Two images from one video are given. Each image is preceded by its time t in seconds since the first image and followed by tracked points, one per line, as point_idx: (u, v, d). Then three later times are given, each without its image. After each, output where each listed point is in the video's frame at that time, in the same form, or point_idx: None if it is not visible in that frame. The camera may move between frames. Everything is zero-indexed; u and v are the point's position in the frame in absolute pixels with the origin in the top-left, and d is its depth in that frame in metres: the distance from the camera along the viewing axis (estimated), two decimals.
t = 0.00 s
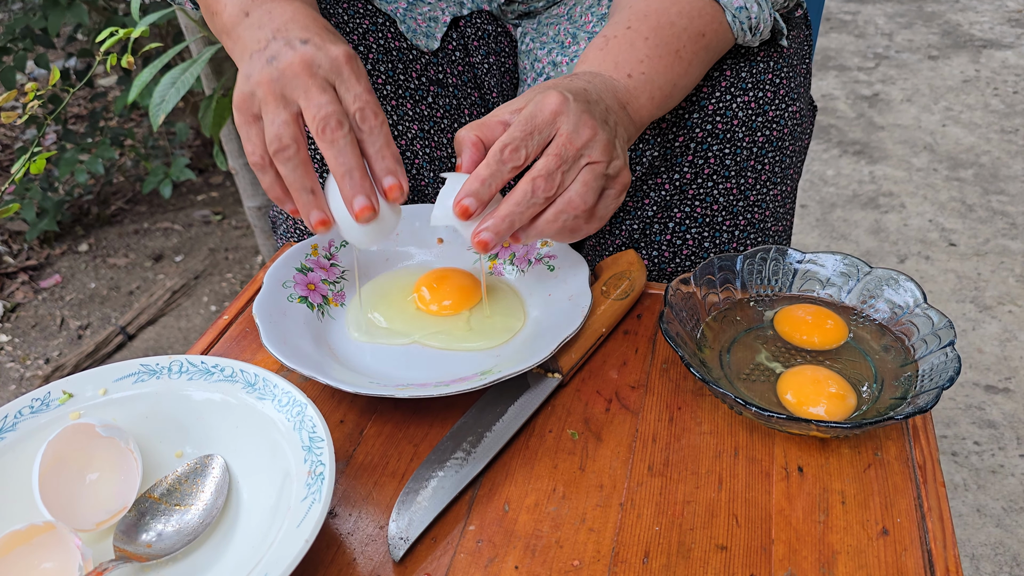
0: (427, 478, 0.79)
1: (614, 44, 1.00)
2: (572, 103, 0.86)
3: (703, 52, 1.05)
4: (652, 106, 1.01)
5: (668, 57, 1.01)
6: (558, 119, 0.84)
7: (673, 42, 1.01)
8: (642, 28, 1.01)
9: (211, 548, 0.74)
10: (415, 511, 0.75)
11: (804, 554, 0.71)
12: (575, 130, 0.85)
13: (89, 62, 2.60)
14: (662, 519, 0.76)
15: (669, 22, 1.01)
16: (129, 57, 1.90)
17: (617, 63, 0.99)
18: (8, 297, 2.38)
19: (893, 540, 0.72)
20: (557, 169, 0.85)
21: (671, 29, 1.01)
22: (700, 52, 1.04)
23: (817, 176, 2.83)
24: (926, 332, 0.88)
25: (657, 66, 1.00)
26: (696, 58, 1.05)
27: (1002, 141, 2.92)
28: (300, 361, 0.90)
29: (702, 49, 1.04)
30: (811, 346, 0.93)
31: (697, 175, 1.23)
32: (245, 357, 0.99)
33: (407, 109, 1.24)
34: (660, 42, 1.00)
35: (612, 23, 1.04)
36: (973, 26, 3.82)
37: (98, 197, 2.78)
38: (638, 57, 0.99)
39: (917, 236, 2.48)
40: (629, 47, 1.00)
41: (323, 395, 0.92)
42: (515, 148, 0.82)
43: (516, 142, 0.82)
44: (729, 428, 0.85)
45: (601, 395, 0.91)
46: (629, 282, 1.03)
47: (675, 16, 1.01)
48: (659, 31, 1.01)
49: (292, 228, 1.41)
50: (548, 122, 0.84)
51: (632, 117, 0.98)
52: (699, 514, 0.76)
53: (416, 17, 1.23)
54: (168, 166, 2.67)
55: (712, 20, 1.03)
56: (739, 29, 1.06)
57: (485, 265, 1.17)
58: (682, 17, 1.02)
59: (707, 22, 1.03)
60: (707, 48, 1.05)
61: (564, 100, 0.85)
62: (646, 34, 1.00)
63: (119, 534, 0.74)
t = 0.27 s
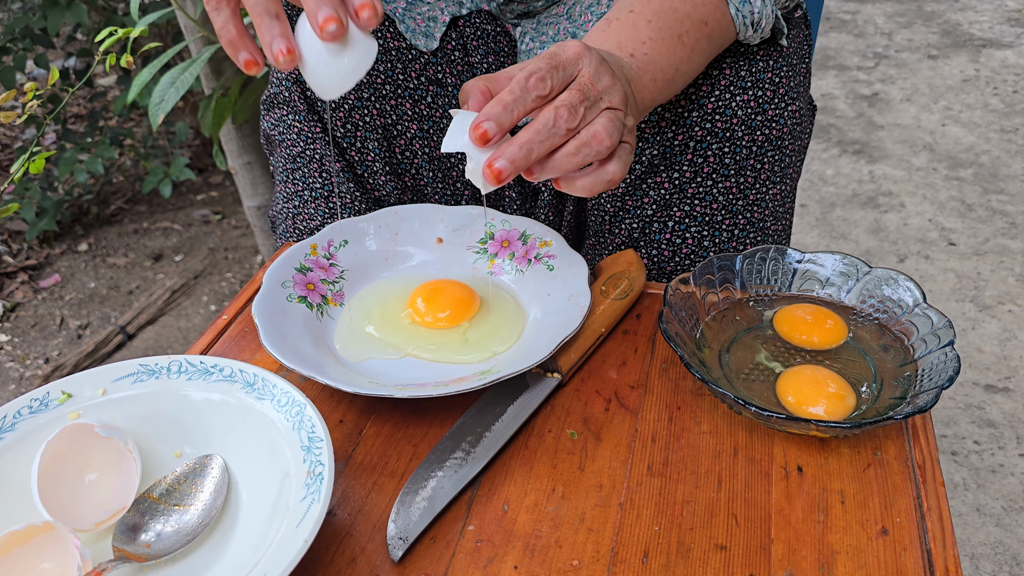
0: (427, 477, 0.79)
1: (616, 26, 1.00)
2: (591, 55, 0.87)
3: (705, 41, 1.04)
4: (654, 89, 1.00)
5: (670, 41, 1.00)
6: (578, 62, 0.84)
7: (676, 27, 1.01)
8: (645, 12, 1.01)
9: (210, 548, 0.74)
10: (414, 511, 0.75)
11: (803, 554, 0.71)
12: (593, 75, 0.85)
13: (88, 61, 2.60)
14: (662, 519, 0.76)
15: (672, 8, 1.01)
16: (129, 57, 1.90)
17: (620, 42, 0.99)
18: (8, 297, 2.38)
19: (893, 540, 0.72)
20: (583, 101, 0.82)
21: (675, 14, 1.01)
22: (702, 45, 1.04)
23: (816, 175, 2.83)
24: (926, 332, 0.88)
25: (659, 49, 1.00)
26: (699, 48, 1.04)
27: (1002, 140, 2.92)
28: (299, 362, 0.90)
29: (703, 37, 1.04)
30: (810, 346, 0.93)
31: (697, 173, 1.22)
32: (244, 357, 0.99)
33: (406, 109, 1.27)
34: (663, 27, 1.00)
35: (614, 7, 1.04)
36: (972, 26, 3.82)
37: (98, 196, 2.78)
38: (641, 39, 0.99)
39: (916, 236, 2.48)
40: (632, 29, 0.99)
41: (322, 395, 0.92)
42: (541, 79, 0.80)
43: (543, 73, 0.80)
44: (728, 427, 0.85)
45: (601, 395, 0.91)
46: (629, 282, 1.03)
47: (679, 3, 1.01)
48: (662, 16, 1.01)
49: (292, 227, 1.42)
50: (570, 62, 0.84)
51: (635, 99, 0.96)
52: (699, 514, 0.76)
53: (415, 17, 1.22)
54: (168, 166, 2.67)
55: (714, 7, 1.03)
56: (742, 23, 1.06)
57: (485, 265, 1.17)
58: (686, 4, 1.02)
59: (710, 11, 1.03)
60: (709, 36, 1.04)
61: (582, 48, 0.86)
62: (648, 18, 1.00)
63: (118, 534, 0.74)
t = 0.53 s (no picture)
0: (426, 475, 0.78)
1: (643, 40, 0.97)
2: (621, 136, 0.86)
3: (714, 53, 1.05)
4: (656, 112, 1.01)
5: (684, 67, 1.01)
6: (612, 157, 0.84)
7: (690, 48, 1.01)
8: (669, 28, 0.99)
9: (210, 546, 0.74)
10: (414, 509, 0.75)
11: (804, 551, 0.71)
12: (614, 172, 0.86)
13: (87, 60, 2.59)
14: (662, 517, 0.75)
15: (690, 25, 1.01)
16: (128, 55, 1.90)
17: (643, 65, 0.96)
18: (7, 296, 2.38)
19: (894, 537, 0.72)
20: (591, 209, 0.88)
21: (692, 31, 1.01)
22: (710, 57, 1.05)
23: (816, 174, 2.83)
24: (926, 330, 0.88)
25: (674, 76, 1.00)
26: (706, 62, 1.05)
27: (1002, 138, 2.92)
28: (299, 359, 0.90)
29: (712, 53, 1.05)
30: (811, 343, 0.93)
31: (696, 170, 1.22)
32: (243, 355, 0.98)
33: (406, 107, 1.27)
34: (682, 48, 1.00)
35: (636, 12, 1.00)
36: (972, 24, 3.82)
37: (97, 195, 2.78)
38: (661, 64, 0.98)
39: (916, 234, 2.48)
40: (655, 49, 0.98)
41: (322, 393, 0.92)
42: (579, 175, 0.80)
43: (584, 168, 0.80)
44: (728, 425, 0.85)
45: (601, 392, 0.90)
46: (629, 280, 1.02)
47: (695, 16, 1.01)
48: (682, 34, 1.00)
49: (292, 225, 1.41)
50: (604, 151, 0.83)
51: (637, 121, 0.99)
52: (699, 511, 0.76)
53: (414, 14, 1.22)
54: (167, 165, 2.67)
55: (724, 21, 1.03)
56: (744, 28, 1.05)
57: (485, 263, 1.17)
58: (702, 19, 1.01)
59: (719, 25, 1.03)
60: (717, 50, 1.05)
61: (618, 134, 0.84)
62: (671, 39, 0.99)
63: (117, 533, 0.74)
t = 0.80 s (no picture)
0: (426, 474, 0.78)
1: (636, 40, 0.97)
2: (583, 138, 0.85)
3: (704, 56, 1.05)
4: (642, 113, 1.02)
5: (674, 68, 1.01)
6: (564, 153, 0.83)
7: (682, 50, 1.01)
8: (662, 28, 0.99)
9: (209, 545, 0.74)
10: (413, 508, 0.75)
11: (804, 550, 0.71)
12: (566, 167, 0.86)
13: (87, 59, 2.59)
14: (662, 515, 0.75)
15: (684, 24, 1.00)
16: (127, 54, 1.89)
17: (634, 66, 0.96)
18: (7, 295, 2.37)
19: (894, 536, 0.72)
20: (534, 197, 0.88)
21: (684, 32, 1.01)
22: (700, 58, 1.05)
23: (816, 172, 2.83)
24: (926, 329, 0.88)
25: (663, 78, 1.00)
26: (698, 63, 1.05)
27: (1001, 137, 2.92)
28: (298, 358, 0.90)
29: (703, 53, 1.05)
30: (810, 342, 0.93)
31: (694, 169, 1.22)
32: (242, 354, 0.98)
33: (405, 106, 1.27)
34: (673, 49, 1.00)
35: (629, 10, 1.00)
36: (971, 23, 3.82)
37: (96, 194, 2.77)
38: (652, 66, 0.98)
39: (916, 233, 2.48)
40: (647, 50, 0.98)
41: (321, 392, 0.92)
42: (522, 164, 0.80)
43: (528, 159, 0.80)
44: (728, 424, 0.85)
45: (600, 391, 0.90)
46: (628, 279, 1.02)
47: (689, 18, 1.01)
48: (675, 34, 1.00)
49: (291, 225, 1.41)
50: (558, 148, 0.83)
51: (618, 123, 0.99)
52: (699, 510, 0.76)
53: (414, 13, 1.22)
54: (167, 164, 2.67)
55: (717, 22, 1.03)
56: (739, 28, 1.05)
57: (484, 262, 1.17)
58: (695, 20, 1.01)
59: (712, 25, 1.03)
60: (707, 53, 1.05)
61: (579, 134, 0.84)
62: (664, 40, 0.99)
63: (117, 532, 0.74)
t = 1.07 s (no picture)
0: (426, 473, 0.78)
1: (635, 38, 0.97)
2: (573, 135, 0.85)
3: (703, 55, 1.05)
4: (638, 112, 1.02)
5: (672, 67, 1.01)
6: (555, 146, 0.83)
7: (681, 49, 1.01)
8: (661, 27, 0.99)
9: (209, 543, 0.74)
10: (413, 506, 0.75)
11: (804, 549, 0.71)
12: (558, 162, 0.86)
13: (87, 58, 2.59)
14: (662, 514, 0.75)
15: (683, 24, 1.00)
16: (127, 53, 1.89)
17: (632, 64, 0.96)
18: (6, 295, 2.37)
19: (894, 535, 0.72)
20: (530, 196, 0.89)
21: (683, 31, 1.00)
22: (699, 57, 1.05)
23: (816, 171, 2.83)
24: (927, 327, 0.88)
25: (661, 77, 1.00)
26: (697, 61, 1.05)
27: (1001, 136, 2.92)
28: (298, 357, 0.90)
29: (702, 52, 1.04)
30: (811, 341, 0.93)
31: (695, 168, 1.22)
32: (242, 353, 0.98)
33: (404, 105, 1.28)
34: (672, 48, 1.00)
35: (629, 9, 1.00)
36: (972, 22, 3.82)
37: (96, 194, 2.77)
38: (651, 65, 0.98)
39: (916, 232, 2.48)
40: (646, 49, 0.97)
41: (321, 391, 0.92)
42: (508, 152, 0.79)
43: (514, 147, 0.79)
44: (728, 422, 0.85)
45: (601, 390, 0.90)
46: (629, 278, 1.02)
47: (688, 17, 1.01)
48: (674, 34, 1.00)
49: (291, 224, 1.41)
50: (547, 142, 0.83)
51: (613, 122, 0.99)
52: (699, 509, 0.76)
53: (414, 12, 1.22)
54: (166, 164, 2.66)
55: (717, 21, 1.03)
56: (739, 28, 1.05)
57: (484, 260, 1.17)
58: (694, 19, 1.01)
59: (711, 25, 1.03)
60: (707, 51, 1.05)
61: (569, 132, 0.84)
62: (663, 38, 0.99)
63: (116, 531, 0.74)
